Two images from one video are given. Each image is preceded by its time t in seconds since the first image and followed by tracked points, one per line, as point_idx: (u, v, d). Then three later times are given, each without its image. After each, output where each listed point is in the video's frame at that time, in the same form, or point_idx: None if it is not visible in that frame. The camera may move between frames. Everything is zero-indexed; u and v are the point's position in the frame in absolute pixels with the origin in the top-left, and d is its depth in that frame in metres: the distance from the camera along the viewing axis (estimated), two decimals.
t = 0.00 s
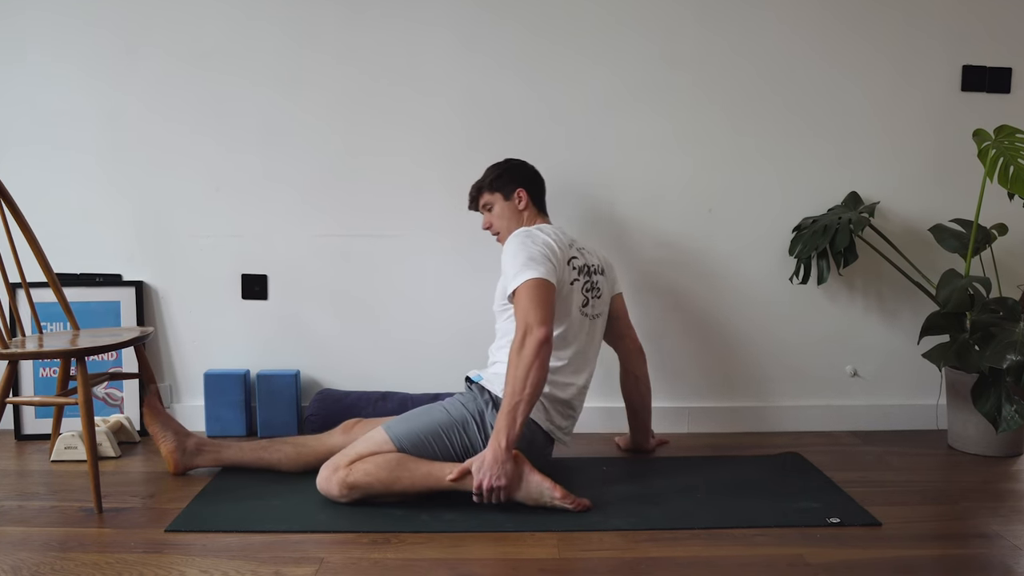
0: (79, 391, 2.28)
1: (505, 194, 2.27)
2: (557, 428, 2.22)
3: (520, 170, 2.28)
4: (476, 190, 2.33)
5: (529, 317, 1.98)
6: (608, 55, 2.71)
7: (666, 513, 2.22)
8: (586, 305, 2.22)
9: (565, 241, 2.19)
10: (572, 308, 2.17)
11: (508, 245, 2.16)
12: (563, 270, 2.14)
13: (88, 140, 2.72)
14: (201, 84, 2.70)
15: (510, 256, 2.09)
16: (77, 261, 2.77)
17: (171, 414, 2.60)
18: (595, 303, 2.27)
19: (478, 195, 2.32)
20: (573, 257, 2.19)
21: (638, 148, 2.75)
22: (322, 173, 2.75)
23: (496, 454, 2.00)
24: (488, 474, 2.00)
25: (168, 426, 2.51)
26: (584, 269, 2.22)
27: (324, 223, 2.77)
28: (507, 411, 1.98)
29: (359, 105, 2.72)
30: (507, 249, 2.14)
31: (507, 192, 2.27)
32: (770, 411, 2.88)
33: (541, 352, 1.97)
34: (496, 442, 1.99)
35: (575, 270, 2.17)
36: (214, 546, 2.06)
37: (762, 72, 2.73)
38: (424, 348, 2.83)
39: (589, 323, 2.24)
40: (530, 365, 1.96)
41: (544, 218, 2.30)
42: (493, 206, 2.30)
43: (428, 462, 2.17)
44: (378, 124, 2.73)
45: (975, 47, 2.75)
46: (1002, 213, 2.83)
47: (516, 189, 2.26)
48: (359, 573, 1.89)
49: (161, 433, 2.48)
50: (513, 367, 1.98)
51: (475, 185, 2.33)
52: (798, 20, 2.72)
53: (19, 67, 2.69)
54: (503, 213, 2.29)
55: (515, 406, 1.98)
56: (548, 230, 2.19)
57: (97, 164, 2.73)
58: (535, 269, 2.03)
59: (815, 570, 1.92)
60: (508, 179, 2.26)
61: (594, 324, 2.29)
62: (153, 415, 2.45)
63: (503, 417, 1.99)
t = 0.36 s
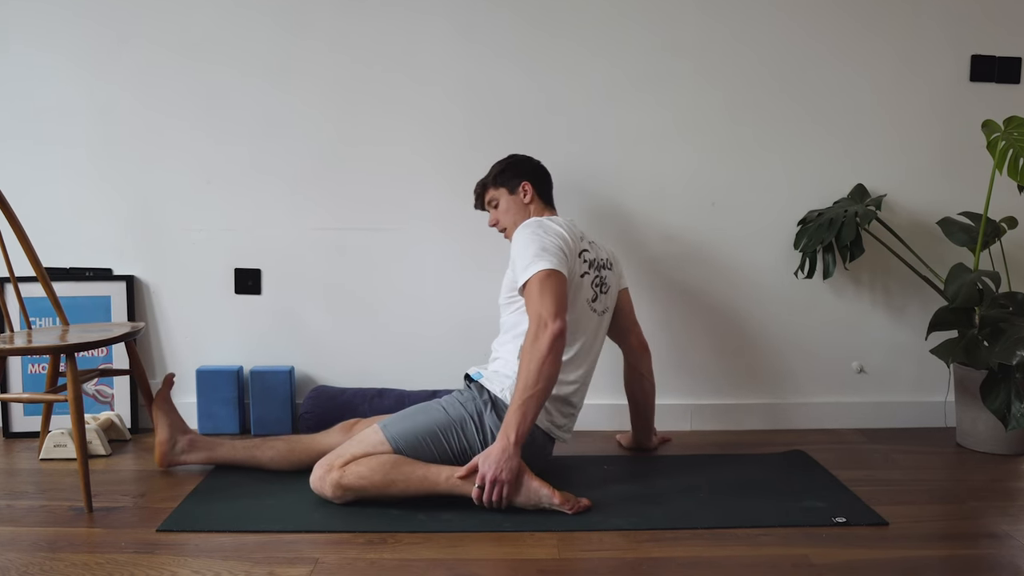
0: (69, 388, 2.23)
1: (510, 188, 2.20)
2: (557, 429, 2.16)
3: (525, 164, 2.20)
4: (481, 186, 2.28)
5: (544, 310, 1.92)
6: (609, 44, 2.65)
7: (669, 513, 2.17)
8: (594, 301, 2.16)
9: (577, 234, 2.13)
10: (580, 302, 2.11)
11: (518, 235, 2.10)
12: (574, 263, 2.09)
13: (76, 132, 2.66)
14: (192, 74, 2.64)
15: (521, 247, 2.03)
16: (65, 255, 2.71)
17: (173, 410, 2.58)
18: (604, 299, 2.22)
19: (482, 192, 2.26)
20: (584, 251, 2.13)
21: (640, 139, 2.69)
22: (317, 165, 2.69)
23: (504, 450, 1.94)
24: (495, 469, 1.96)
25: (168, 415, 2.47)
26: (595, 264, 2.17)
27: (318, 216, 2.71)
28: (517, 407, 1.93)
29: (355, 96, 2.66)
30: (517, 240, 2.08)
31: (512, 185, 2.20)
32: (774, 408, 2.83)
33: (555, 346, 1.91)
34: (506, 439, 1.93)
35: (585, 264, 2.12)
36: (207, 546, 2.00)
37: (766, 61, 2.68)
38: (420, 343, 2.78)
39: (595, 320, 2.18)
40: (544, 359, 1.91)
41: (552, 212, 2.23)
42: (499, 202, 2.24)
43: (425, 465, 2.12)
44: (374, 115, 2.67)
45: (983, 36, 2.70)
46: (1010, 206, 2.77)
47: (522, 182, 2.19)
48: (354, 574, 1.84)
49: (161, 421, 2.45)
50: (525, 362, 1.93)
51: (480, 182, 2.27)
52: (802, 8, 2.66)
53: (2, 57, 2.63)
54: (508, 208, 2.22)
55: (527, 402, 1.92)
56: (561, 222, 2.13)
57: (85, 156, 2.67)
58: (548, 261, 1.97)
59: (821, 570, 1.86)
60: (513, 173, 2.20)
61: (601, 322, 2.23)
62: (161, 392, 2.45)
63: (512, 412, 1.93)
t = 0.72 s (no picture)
0: (58, 384, 2.17)
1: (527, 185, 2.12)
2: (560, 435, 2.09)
3: (542, 162, 2.12)
4: (499, 188, 2.21)
5: (563, 311, 1.85)
6: (611, 33, 2.60)
7: (672, 512, 2.11)
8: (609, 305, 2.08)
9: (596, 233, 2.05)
10: (597, 305, 2.04)
11: (536, 231, 2.00)
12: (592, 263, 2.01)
13: (66, 124, 2.60)
14: (184, 65, 2.59)
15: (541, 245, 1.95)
16: (54, 249, 2.65)
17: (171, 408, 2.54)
18: (621, 301, 2.14)
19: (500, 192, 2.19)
20: (602, 252, 2.05)
21: (642, 130, 2.64)
22: (312, 157, 2.63)
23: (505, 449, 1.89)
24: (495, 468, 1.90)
25: (167, 412, 2.44)
26: (613, 265, 2.09)
27: (313, 210, 2.66)
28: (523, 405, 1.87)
29: (351, 87, 2.61)
30: (535, 236, 1.98)
31: (528, 183, 2.12)
32: (779, 405, 2.77)
33: (570, 349, 1.85)
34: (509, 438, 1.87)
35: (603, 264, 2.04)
36: (199, 546, 1.94)
37: (770, 51, 2.62)
38: (416, 338, 2.73)
39: (609, 325, 2.10)
40: (558, 361, 1.84)
41: (571, 209, 2.12)
42: (515, 201, 2.15)
43: (419, 466, 2.05)
44: (370, 107, 2.62)
45: (992, 25, 2.64)
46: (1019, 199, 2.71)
47: (538, 179, 2.11)
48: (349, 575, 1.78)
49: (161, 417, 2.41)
50: (538, 362, 1.87)
51: (497, 181, 2.21)
52: None
53: None
54: (524, 207, 2.14)
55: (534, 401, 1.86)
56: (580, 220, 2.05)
57: (73, 149, 2.62)
58: (569, 262, 1.89)
59: (827, 571, 1.81)
60: (528, 171, 2.12)
61: (615, 327, 2.14)
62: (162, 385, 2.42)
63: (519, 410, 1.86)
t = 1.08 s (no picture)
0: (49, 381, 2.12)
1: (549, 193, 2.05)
2: (557, 444, 2.02)
3: (564, 166, 2.03)
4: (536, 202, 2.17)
5: (553, 321, 1.72)
6: (612, 21, 2.55)
7: (675, 512, 2.06)
8: (619, 317, 1.94)
9: (610, 240, 1.90)
10: (604, 317, 1.92)
11: (546, 237, 1.90)
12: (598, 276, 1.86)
13: (56, 114, 2.55)
14: (176, 55, 2.54)
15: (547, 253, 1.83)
16: (44, 243, 2.60)
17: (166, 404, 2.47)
18: (638, 313, 1.99)
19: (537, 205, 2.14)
20: (614, 260, 1.90)
21: (645, 121, 2.59)
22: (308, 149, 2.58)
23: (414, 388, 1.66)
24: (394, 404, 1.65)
25: (162, 410, 2.37)
26: (627, 274, 1.93)
27: (308, 203, 2.61)
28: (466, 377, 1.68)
29: (347, 78, 2.56)
30: (544, 242, 1.87)
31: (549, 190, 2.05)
32: (784, 402, 2.72)
33: (540, 360, 1.69)
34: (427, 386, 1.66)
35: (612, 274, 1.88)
36: (192, 546, 1.89)
37: (774, 40, 2.57)
38: (414, 334, 2.68)
39: (617, 337, 1.96)
40: (526, 362, 1.68)
41: (594, 211, 2.00)
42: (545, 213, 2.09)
43: (415, 466, 2.00)
44: (367, 98, 2.57)
45: (1001, 15, 2.59)
46: None
47: (556, 187, 2.03)
48: None
49: (158, 416, 2.36)
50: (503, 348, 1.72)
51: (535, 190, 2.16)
52: None
53: None
54: (550, 215, 2.06)
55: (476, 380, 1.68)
56: (595, 225, 1.90)
57: (62, 141, 2.56)
58: (574, 277, 1.77)
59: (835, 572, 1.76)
60: (548, 180, 2.05)
61: (633, 338, 2.02)
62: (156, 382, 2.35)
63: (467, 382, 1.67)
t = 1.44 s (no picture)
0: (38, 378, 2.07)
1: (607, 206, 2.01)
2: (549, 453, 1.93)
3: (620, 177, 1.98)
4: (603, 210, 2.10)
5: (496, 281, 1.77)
6: (613, 10, 2.49)
7: (676, 511, 2.01)
8: (629, 332, 1.84)
9: (630, 247, 1.82)
10: (608, 326, 1.82)
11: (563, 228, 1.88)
12: (596, 279, 1.80)
13: (46, 105, 2.50)
14: (168, 45, 2.48)
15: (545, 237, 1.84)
16: (33, 237, 2.55)
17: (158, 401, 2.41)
18: (653, 335, 1.86)
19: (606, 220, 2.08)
20: (629, 269, 1.81)
21: (646, 113, 2.54)
22: (303, 142, 2.53)
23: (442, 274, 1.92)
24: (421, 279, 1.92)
25: (154, 406, 2.31)
26: (644, 290, 1.82)
27: (303, 196, 2.55)
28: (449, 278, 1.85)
29: (342, 69, 2.50)
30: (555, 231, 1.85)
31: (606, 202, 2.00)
32: (789, 400, 2.67)
33: (466, 304, 1.76)
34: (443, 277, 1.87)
35: (622, 283, 1.80)
36: (184, 546, 1.84)
37: (778, 30, 2.52)
38: (412, 330, 2.63)
39: (625, 354, 1.85)
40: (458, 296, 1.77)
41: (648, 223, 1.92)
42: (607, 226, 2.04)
43: (409, 466, 1.93)
44: (363, 89, 2.51)
45: (1008, 3, 2.54)
46: None
47: (612, 196, 1.96)
48: None
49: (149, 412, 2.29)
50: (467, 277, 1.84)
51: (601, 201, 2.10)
52: None
53: None
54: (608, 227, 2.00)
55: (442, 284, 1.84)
56: (614, 227, 1.84)
57: (51, 133, 2.51)
58: (542, 265, 1.79)
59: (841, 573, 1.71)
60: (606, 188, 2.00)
61: (640, 359, 1.89)
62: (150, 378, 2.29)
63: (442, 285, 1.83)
